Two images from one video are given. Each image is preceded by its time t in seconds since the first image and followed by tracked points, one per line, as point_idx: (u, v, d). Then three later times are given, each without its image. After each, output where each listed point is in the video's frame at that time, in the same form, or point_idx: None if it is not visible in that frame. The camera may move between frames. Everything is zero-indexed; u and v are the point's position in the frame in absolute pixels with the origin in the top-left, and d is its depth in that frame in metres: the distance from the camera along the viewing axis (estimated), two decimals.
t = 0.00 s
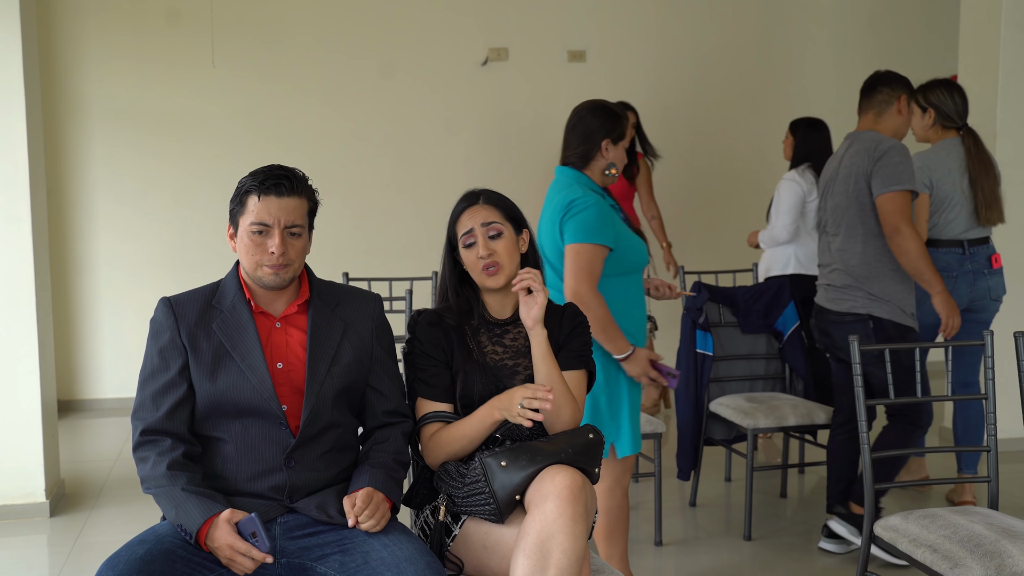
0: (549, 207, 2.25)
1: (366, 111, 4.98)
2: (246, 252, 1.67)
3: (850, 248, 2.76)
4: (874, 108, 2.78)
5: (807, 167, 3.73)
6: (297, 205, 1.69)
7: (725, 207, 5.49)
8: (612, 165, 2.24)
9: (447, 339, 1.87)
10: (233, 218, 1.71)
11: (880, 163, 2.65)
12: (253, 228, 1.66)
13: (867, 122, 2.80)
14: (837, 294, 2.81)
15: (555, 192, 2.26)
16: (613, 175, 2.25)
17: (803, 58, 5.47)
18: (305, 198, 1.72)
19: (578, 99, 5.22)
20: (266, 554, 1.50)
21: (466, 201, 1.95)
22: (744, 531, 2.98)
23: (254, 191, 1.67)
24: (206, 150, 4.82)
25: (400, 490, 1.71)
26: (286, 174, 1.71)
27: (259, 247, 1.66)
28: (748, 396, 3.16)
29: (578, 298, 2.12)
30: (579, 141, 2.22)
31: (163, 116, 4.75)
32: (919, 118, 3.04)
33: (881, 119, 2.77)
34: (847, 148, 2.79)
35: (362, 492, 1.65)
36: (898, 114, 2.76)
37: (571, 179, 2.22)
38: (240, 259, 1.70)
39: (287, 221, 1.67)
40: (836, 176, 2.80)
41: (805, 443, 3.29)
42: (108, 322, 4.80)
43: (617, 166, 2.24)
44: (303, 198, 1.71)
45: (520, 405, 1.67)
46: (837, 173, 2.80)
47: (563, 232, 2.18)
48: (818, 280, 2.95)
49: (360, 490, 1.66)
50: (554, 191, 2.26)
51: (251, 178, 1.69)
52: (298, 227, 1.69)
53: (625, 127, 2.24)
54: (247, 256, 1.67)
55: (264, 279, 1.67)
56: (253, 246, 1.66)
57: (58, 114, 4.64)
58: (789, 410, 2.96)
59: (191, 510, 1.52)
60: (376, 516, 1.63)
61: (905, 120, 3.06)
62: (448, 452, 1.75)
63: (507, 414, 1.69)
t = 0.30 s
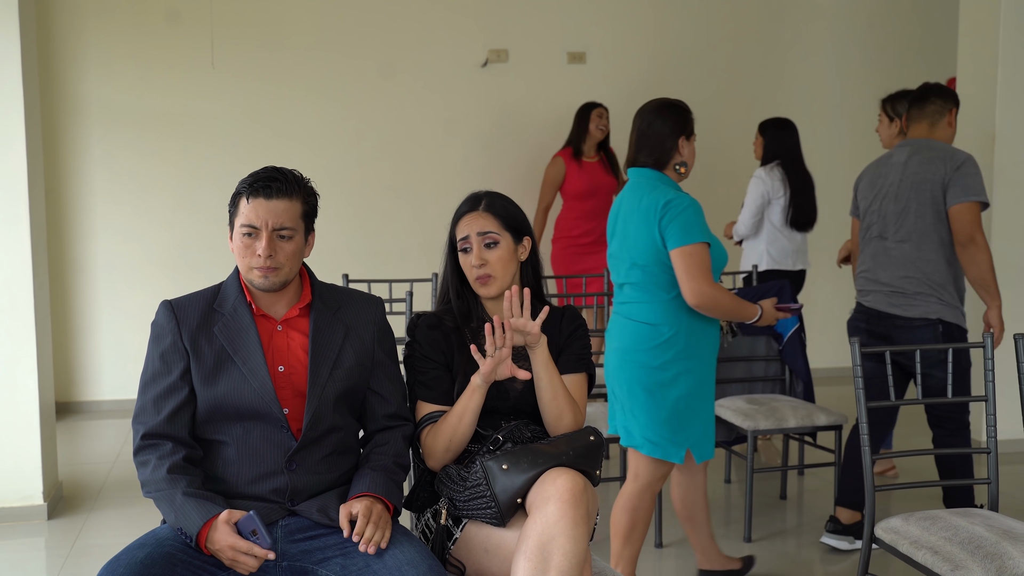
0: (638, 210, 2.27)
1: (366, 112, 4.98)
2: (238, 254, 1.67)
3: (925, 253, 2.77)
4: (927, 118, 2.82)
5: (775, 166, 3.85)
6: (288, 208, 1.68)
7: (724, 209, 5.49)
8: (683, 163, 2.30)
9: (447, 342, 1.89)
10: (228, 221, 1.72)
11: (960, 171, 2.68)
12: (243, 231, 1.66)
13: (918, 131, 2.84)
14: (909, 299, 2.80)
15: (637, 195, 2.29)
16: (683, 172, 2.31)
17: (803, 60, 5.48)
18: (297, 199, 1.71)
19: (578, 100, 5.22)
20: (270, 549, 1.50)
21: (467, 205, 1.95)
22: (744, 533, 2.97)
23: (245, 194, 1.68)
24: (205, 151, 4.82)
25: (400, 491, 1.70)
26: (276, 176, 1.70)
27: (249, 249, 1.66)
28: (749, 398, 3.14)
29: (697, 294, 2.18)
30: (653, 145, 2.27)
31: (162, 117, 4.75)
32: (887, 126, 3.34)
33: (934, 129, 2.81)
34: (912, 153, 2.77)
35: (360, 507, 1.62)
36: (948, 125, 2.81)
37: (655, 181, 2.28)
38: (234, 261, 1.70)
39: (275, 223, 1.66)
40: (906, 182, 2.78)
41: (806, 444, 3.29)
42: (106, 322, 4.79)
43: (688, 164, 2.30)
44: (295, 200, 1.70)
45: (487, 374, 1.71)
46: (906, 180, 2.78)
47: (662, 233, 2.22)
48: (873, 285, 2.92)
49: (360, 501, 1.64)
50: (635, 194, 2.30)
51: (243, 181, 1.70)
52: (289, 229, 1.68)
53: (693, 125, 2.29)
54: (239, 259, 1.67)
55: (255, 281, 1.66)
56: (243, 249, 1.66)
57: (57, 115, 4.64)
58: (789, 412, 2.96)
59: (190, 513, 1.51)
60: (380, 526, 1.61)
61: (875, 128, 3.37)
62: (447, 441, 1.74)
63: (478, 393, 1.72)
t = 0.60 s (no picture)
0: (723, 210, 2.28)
1: (368, 113, 4.97)
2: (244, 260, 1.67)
3: (991, 251, 2.85)
4: (988, 114, 2.91)
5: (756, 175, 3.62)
6: (295, 213, 1.67)
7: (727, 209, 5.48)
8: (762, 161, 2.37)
9: (454, 345, 1.88)
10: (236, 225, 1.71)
11: None
12: (250, 236, 1.65)
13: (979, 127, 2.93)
14: (973, 295, 2.88)
15: (720, 195, 2.30)
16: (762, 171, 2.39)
17: (806, 60, 5.47)
18: (304, 204, 1.70)
19: (580, 101, 5.21)
20: (276, 553, 1.48)
21: (473, 207, 1.94)
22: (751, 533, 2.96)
23: (251, 199, 1.66)
24: (207, 152, 4.81)
25: (409, 493, 1.69)
26: (283, 180, 1.68)
27: (255, 254, 1.65)
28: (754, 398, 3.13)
29: (789, 293, 2.20)
30: (731, 151, 2.32)
31: (164, 118, 4.74)
32: (857, 121, 3.45)
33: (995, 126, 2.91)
34: (983, 152, 2.82)
35: (370, 502, 1.62)
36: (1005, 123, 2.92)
37: (738, 182, 2.30)
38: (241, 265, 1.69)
39: (281, 228, 1.65)
40: (978, 181, 2.82)
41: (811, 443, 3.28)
42: (108, 323, 4.78)
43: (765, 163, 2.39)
44: (302, 204, 1.68)
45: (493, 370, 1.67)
46: (979, 179, 2.82)
47: (750, 232, 2.23)
48: (931, 281, 2.96)
49: (369, 498, 1.63)
50: (718, 194, 2.31)
51: (250, 185, 1.68)
52: (295, 235, 1.67)
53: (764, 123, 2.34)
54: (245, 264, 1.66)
55: (261, 287, 1.65)
56: (249, 254, 1.65)
57: (58, 116, 4.63)
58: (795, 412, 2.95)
59: (197, 515, 1.50)
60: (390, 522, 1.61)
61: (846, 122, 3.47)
62: (451, 455, 1.74)
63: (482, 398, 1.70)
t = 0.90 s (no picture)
0: (804, 213, 2.32)
1: (373, 113, 4.95)
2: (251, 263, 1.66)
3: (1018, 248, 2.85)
4: (990, 117, 2.94)
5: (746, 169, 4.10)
6: (300, 216, 1.65)
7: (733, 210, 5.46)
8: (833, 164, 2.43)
9: (462, 346, 1.86)
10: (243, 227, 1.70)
11: None
12: (255, 239, 1.64)
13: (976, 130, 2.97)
14: (1000, 293, 2.87)
15: (799, 198, 2.35)
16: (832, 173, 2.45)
17: (812, 60, 5.45)
18: (310, 206, 1.68)
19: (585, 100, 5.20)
20: (285, 560, 1.47)
21: (487, 209, 1.92)
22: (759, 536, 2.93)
23: (256, 202, 1.65)
24: (211, 153, 4.80)
25: (417, 496, 1.68)
26: (288, 182, 1.67)
27: (260, 258, 1.64)
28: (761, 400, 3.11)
29: (869, 296, 2.26)
30: (802, 154, 2.38)
31: (168, 118, 4.73)
32: (846, 126, 3.41)
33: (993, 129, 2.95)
34: (995, 153, 2.84)
35: (377, 502, 1.61)
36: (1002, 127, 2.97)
37: (814, 185, 2.35)
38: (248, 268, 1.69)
39: (286, 232, 1.63)
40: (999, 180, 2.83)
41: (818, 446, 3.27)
42: (112, 324, 4.77)
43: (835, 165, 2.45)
44: (307, 207, 1.67)
45: (546, 438, 1.63)
46: (998, 180, 2.83)
47: (831, 235, 2.27)
48: (958, 280, 2.94)
49: (374, 500, 1.61)
50: (796, 197, 2.36)
51: (256, 187, 1.67)
52: (300, 238, 1.65)
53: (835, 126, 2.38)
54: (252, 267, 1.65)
55: (267, 290, 1.64)
56: (255, 257, 1.64)
57: (60, 116, 4.62)
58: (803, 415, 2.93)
59: (205, 519, 1.49)
60: (395, 528, 1.60)
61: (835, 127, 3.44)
62: (458, 460, 1.72)
63: (512, 422, 1.66)
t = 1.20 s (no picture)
0: (900, 208, 2.38)
1: (374, 112, 4.93)
2: (256, 261, 1.63)
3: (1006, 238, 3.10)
4: (968, 114, 3.12)
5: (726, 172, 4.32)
6: (307, 214, 1.63)
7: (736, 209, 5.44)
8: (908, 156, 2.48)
9: (466, 347, 1.84)
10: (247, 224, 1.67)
11: None
12: (261, 237, 1.61)
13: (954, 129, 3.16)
14: (996, 282, 3.07)
15: (889, 193, 2.41)
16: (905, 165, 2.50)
17: (815, 58, 5.42)
18: (316, 203, 1.65)
19: (588, 99, 5.18)
20: (290, 563, 1.45)
21: (501, 206, 1.88)
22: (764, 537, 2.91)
23: (263, 200, 1.62)
24: (212, 151, 4.77)
25: (423, 497, 1.66)
26: (295, 180, 1.64)
27: (266, 257, 1.61)
28: (767, 399, 3.11)
29: (967, 285, 2.38)
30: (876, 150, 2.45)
31: (168, 117, 4.71)
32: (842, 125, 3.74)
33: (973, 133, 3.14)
34: (982, 147, 3.08)
35: (381, 503, 1.58)
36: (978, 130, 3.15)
37: (901, 180, 2.41)
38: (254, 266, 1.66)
39: (294, 230, 1.61)
40: (988, 172, 3.07)
41: (823, 446, 3.26)
42: (112, 324, 4.75)
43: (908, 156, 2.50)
44: (313, 205, 1.64)
45: (549, 442, 1.60)
46: (987, 172, 3.08)
47: (934, 229, 2.36)
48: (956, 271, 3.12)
49: (379, 501, 1.59)
50: (886, 192, 2.41)
51: (262, 184, 1.64)
52: (308, 236, 1.63)
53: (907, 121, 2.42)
54: (257, 265, 1.63)
55: (274, 289, 1.62)
56: (261, 256, 1.62)
57: (60, 115, 4.59)
58: (809, 414, 2.91)
59: (207, 520, 1.46)
60: (399, 530, 1.58)
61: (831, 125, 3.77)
62: (463, 463, 1.71)
63: (512, 419, 1.63)
